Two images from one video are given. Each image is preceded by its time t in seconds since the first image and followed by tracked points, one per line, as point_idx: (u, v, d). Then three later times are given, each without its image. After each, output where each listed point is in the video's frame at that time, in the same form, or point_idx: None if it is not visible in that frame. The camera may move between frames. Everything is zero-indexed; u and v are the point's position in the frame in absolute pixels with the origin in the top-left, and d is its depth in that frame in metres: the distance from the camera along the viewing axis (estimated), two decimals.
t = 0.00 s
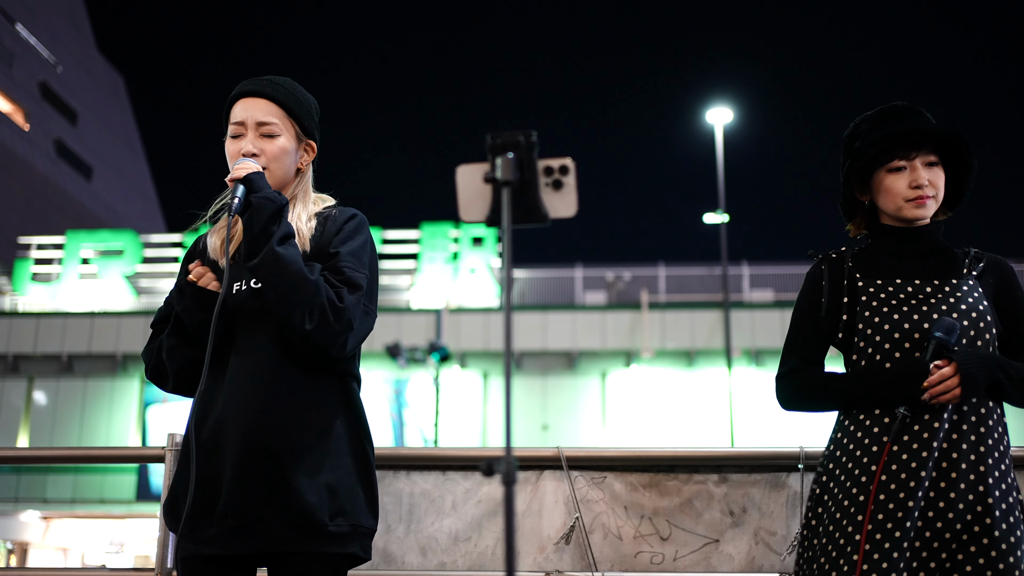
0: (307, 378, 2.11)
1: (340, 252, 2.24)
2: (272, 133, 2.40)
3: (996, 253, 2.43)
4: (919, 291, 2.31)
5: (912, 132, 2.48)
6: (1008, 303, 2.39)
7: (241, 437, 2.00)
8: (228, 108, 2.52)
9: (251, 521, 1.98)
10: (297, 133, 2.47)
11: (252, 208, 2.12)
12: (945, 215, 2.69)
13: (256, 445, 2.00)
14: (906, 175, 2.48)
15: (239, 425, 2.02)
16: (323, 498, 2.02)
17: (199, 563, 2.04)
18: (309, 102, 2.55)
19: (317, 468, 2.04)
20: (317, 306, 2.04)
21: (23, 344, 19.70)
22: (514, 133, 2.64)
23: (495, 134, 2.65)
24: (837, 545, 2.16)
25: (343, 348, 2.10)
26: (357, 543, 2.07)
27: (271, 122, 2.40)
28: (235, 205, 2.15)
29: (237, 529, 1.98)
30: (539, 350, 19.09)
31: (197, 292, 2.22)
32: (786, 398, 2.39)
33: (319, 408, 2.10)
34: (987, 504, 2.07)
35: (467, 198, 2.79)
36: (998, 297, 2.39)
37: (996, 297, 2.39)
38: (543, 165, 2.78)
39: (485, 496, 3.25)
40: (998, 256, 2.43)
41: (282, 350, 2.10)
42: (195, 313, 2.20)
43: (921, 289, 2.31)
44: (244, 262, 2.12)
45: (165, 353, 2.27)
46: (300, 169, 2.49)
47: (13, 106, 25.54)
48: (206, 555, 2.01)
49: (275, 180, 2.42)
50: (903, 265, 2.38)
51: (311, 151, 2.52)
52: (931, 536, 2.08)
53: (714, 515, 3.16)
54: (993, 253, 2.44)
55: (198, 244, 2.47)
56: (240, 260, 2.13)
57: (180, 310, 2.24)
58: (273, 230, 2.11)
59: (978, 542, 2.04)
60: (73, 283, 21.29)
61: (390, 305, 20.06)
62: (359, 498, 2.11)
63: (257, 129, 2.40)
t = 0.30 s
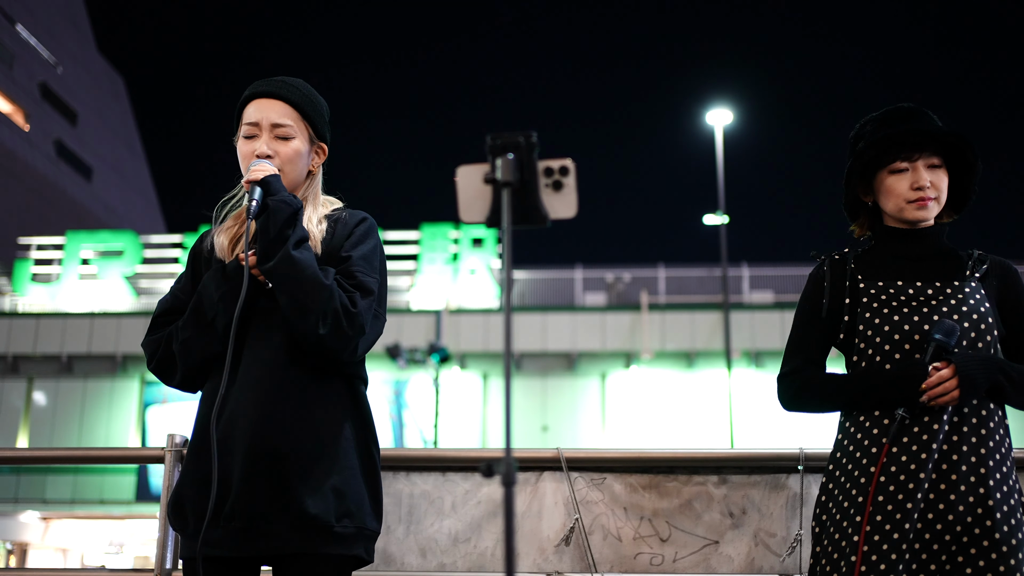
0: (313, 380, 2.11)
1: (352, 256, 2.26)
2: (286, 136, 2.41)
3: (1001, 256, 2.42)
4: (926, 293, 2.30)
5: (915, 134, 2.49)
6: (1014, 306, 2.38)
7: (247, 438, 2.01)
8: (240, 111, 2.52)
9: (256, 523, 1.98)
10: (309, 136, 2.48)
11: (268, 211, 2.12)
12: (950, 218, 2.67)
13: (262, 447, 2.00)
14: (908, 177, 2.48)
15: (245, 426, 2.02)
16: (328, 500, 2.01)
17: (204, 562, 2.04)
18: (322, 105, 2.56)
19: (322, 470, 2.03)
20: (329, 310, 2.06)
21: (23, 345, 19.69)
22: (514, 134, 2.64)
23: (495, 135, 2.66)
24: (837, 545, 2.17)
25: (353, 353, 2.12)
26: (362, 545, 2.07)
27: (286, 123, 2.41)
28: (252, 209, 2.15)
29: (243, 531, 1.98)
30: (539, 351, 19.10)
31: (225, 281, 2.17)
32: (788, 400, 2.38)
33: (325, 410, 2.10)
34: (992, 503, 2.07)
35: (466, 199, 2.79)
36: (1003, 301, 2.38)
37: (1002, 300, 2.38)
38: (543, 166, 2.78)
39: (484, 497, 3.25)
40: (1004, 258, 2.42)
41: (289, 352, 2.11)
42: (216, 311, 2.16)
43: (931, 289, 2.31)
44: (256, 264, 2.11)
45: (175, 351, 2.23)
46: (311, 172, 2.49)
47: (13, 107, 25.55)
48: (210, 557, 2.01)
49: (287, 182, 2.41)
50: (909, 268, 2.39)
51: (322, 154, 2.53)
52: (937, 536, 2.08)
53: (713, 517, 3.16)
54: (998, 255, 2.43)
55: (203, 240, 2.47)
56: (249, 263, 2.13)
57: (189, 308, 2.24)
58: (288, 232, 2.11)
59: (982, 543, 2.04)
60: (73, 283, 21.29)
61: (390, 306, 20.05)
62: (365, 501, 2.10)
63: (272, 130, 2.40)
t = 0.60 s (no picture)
0: (320, 382, 2.12)
1: (362, 259, 2.27)
2: (296, 134, 2.41)
3: (995, 256, 2.43)
4: (920, 293, 2.30)
5: (907, 133, 2.49)
6: (1009, 308, 2.39)
7: (253, 439, 2.01)
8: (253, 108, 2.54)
9: (261, 524, 1.98)
10: (321, 139, 2.48)
11: (282, 215, 2.12)
12: (944, 218, 2.66)
13: (269, 448, 2.00)
14: (899, 176, 2.49)
15: (251, 427, 2.02)
16: (334, 502, 2.02)
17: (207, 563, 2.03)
18: (336, 108, 2.57)
19: (329, 472, 2.04)
20: (341, 315, 2.07)
21: (22, 345, 19.68)
22: (514, 134, 2.64)
23: (495, 135, 2.66)
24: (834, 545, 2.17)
25: (363, 355, 2.14)
26: (367, 547, 2.07)
27: (297, 121, 2.41)
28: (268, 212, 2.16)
29: (250, 533, 1.99)
30: (539, 352, 19.09)
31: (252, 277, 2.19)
32: (782, 400, 2.41)
33: (332, 412, 2.11)
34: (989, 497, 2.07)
35: (466, 199, 2.79)
36: (998, 302, 2.39)
37: (997, 301, 2.39)
38: (543, 166, 2.79)
39: (484, 497, 3.25)
40: (997, 259, 2.42)
41: (297, 354, 2.12)
42: (232, 307, 2.14)
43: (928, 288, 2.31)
44: (270, 266, 2.12)
45: (184, 345, 2.16)
46: (318, 174, 2.50)
47: (12, 107, 25.56)
48: (213, 558, 2.00)
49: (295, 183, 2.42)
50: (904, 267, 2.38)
51: (332, 157, 2.53)
52: (941, 535, 2.07)
53: (712, 518, 3.16)
54: (992, 256, 2.43)
55: (210, 233, 2.48)
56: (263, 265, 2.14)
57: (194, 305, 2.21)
58: (301, 237, 2.12)
59: (981, 545, 2.03)
60: (72, 283, 21.29)
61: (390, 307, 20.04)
62: (371, 503, 2.11)
63: (283, 127, 2.40)
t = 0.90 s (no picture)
0: (326, 383, 2.13)
1: (371, 260, 2.29)
2: (308, 133, 2.42)
3: (980, 254, 2.43)
4: (897, 293, 2.31)
5: (883, 132, 2.51)
6: (993, 309, 2.37)
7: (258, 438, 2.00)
8: (264, 108, 2.54)
9: (267, 525, 1.98)
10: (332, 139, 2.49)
11: (298, 215, 2.14)
12: (930, 218, 2.66)
13: (278, 447, 2.01)
14: (879, 175, 2.50)
15: (258, 426, 2.02)
16: (341, 503, 2.02)
17: (204, 563, 2.04)
18: (348, 109, 2.58)
19: (336, 474, 2.04)
20: (354, 318, 2.08)
21: (22, 345, 19.68)
22: (514, 135, 2.63)
23: (494, 136, 2.66)
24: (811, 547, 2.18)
25: (372, 357, 2.16)
26: (370, 549, 2.08)
27: (310, 120, 2.42)
28: (283, 211, 2.17)
29: (255, 534, 1.97)
30: (539, 353, 19.09)
31: (264, 275, 2.19)
32: (765, 400, 2.43)
33: (337, 413, 2.11)
34: (958, 501, 2.06)
35: (466, 200, 2.79)
36: (980, 301, 2.37)
37: (979, 302, 2.37)
38: (543, 167, 2.79)
39: (484, 498, 3.26)
40: (984, 256, 2.42)
41: (307, 354, 2.13)
42: (245, 303, 2.14)
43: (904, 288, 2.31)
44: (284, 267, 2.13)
45: (191, 342, 2.15)
46: (328, 174, 2.50)
47: (12, 108, 25.58)
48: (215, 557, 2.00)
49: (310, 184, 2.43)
50: (884, 267, 2.37)
51: (341, 158, 2.55)
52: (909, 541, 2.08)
53: (712, 518, 3.16)
54: (977, 253, 2.43)
55: (216, 229, 2.47)
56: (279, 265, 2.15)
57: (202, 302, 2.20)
58: (315, 237, 2.14)
59: (957, 545, 2.03)
60: (72, 284, 21.29)
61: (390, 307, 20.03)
62: (375, 504, 2.11)
63: (296, 126, 2.41)
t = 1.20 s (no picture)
0: (332, 382, 2.14)
1: (378, 260, 2.31)
2: (322, 130, 2.43)
3: (961, 255, 2.43)
4: (870, 293, 2.34)
5: (857, 131, 2.55)
6: (972, 307, 2.35)
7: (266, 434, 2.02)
8: (274, 105, 2.56)
9: (274, 523, 1.98)
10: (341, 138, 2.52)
11: (310, 212, 2.14)
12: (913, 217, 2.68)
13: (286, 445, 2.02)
14: (854, 173, 2.53)
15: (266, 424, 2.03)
16: (347, 503, 2.02)
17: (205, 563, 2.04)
18: (356, 107, 2.59)
19: (342, 474, 2.05)
20: (363, 317, 2.10)
21: (22, 345, 19.67)
22: (514, 135, 2.63)
23: (495, 136, 2.65)
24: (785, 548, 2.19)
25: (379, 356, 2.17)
26: (373, 549, 2.07)
27: (325, 115, 2.45)
28: (296, 208, 2.16)
29: (261, 534, 1.97)
30: (538, 353, 19.12)
31: (272, 272, 2.19)
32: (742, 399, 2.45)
33: (343, 414, 2.11)
34: (936, 498, 2.06)
35: (466, 200, 2.79)
36: (959, 301, 2.37)
37: (957, 303, 2.37)
38: (543, 167, 2.80)
39: (483, 498, 3.26)
40: (964, 257, 2.42)
41: (314, 355, 2.14)
42: (251, 301, 2.14)
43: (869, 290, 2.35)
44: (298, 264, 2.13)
45: (197, 338, 2.14)
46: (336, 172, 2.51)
47: (12, 108, 25.59)
48: (220, 556, 2.00)
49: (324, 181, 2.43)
50: (862, 267, 2.41)
51: (349, 156, 2.58)
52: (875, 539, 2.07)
53: (712, 519, 3.16)
54: (958, 254, 2.43)
55: (218, 227, 2.47)
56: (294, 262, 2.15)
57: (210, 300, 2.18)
58: (326, 235, 2.15)
59: (929, 544, 2.01)
60: (72, 284, 21.28)
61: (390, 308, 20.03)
62: (378, 505, 2.10)
63: (311, 122, 2.43)
